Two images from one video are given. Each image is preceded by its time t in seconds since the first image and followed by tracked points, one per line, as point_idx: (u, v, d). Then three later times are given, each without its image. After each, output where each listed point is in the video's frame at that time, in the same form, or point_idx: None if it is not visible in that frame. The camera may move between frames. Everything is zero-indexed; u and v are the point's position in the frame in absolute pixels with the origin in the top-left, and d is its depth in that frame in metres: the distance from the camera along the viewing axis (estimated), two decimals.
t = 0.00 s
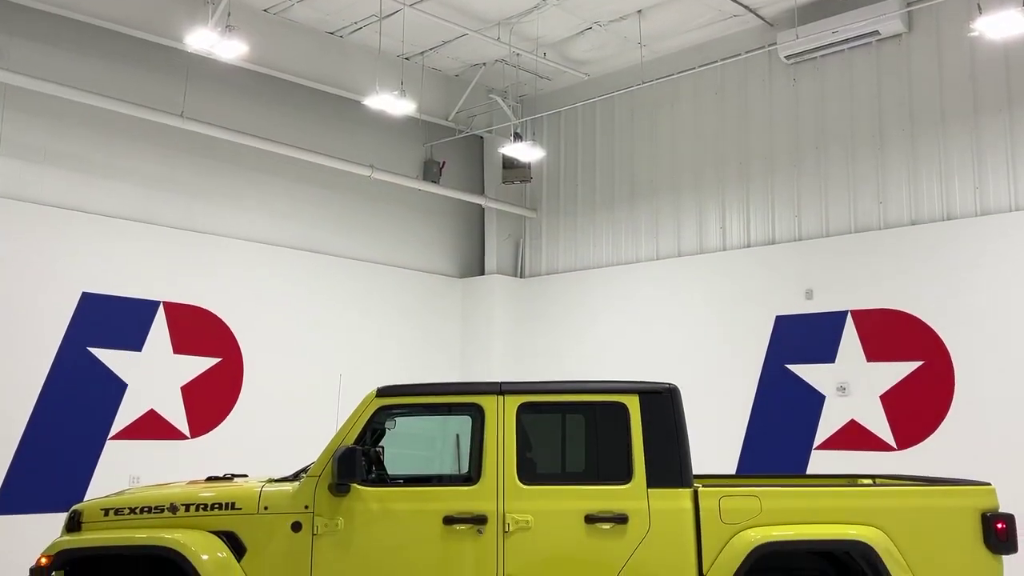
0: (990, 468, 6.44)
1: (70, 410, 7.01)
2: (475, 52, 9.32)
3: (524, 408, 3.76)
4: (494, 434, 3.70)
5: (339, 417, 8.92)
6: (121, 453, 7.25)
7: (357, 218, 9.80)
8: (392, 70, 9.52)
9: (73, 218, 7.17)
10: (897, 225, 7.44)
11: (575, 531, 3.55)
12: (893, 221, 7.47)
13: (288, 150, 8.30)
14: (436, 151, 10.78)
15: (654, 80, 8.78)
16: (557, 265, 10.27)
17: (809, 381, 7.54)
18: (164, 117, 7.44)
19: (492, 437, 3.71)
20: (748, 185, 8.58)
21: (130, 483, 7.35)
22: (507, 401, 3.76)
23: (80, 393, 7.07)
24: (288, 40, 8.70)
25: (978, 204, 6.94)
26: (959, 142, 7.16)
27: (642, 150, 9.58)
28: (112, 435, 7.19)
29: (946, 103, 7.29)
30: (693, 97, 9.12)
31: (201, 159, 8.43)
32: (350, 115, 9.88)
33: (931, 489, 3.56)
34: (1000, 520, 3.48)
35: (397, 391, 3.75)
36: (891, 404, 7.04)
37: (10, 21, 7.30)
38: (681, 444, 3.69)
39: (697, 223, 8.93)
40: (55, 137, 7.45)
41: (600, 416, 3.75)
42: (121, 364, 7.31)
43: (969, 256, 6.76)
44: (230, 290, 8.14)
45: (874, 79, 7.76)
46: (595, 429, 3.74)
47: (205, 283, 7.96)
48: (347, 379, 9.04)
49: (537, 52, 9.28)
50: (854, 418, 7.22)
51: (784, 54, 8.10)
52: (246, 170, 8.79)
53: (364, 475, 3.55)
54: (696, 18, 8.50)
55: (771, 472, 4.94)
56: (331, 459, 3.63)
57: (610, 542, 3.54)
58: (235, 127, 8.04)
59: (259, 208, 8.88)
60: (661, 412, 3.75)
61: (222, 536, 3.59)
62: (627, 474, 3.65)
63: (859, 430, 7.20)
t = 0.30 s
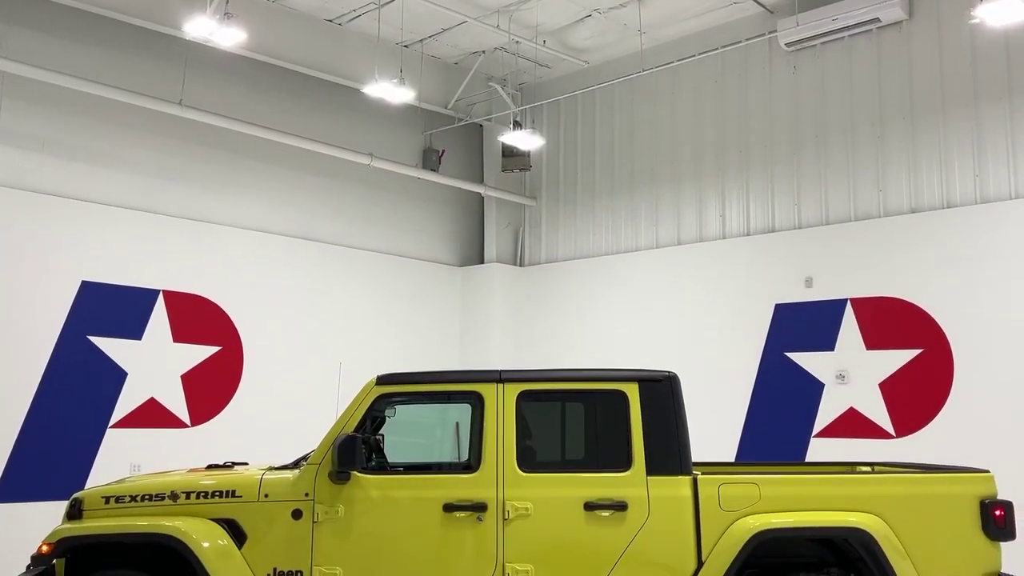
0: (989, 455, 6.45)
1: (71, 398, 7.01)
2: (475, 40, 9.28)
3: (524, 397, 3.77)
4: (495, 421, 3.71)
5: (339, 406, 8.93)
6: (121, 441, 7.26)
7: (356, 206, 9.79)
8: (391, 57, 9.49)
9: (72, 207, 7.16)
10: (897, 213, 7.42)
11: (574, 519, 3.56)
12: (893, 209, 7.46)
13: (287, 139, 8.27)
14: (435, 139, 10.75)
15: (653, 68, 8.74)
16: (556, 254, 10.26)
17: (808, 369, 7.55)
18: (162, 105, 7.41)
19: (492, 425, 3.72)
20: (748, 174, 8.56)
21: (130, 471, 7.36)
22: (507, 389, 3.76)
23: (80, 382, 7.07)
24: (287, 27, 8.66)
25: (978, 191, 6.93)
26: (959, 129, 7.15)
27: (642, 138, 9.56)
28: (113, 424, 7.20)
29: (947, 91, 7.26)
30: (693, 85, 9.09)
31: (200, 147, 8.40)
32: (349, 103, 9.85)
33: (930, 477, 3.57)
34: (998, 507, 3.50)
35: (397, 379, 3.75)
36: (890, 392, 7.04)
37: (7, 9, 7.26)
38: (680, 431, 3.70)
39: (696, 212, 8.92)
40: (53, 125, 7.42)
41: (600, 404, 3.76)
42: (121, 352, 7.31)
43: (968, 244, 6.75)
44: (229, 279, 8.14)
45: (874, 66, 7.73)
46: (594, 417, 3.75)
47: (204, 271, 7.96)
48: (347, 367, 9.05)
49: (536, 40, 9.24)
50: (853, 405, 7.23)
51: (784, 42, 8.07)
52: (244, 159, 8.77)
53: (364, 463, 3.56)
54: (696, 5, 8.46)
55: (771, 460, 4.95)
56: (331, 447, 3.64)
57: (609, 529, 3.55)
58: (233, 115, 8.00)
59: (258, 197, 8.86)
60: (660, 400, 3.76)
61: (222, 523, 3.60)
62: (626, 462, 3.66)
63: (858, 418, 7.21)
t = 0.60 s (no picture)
0: (987, 442, 6.46)
1: (71, 385, 7.01)
2: (474, 26, 9.23)
3: (524, 383, 3.77)
4: (494, 408, 3.71)
5: (339, 393, 8.95)
6: (122, 427, 7.27)
7: (355, 193, 9.76)
8: (390, 44, 9.43)
9: (71, 195, 7.14)
10: (897, 200, 7.41)
11: (574, 505, 3.57)
12: (892, 195, 7.45)
13: (286, 125, 8.24)
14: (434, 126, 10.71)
15: (653, 53, 8.70)
16: (556, 240, 10.25)
17: (808, 356, 7.55)
18: (160, 92, 7.37)
19: (492, 411, 3.72)
20: (748, 160, 8.54)
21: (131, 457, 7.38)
22: (507, 375, 3.77)
23: (80, 368, 7.07)
24: (285, 13, 8.60)
25: (978, 177, 6.91)
26: (959, 115, 7.11)
27: (642, 125, 9.53)
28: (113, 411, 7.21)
29: (947, 76, 7.23)
30: (693, 71, 9.06)
31: (198, 134, 8.37)
32: (348, 90, 9.81)
33: (930, 462, 3.59)
34: (997, 493, 3.54)
35: (397, 366, 3.76)
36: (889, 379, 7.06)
37: None
38: (679, 417, 3.71)
39: (696, 198, 8.90)
40: (52, 112, 7.39)
41: (599, 390, 3.77)
42: (121, 339, 7.31)
43: (969, 231, 6.74)
44: (228, 267, 8.13)
45: (874, 52, 7.70)
46: (594, 404, 3.76)
47: (203, 259, 7.95)
48: (346, 354, 9.06)
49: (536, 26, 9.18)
50: (851, 392, 7.25)
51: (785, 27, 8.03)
52: (244, 146, 8.74)
53: (363, 449, 3.56)
54: None
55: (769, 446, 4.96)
56: (330, 434, 3.64)
57: (609, 515, 3.56)
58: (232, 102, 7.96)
59: (257, 184, 8.84)
60: (660, 386, 3.76)
61: (223, 509, 3.61)
62: (626, 448, 3.67)
63: (857, 405, 7.23)
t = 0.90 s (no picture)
0: (985, 429, 6.47)
1: (71, 373, 7.01)
2: (473, 12, 9.17)
3: (523, 370, 3.78)
4: (494, 395, 3.72)
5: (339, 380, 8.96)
6: (122, 415, 7.28)
7: (354, 180, 9.73)
8: (389, 30, 9.38)
9: (69, 183, 7.11)
10: (896, 187, 7.40)
11: (574, 492, 3.58)
12: (892, 182, 7.43)
13: (285, 113, 8.21)
14: (433, 113, 10.66)
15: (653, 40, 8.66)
16: (555, 228, 10.23)
17: (807, 343, 7.56)
18: (158, 79, 7.33)
19: (492, 399, 3.73)
20: (748, 147, 8.52)
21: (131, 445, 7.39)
22: (506, 363, 3.77)
23: (80, 356, 7.07)
24: None
25: (978, 164, 6.90)
26: (960, 101, 7.09)
27: (642, 111, 9.50)
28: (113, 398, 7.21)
29: (948, 63, 7.20)
30: (693, 57, 9.02)
31: (197, 121, 8.34)
32: (347, 76, 9.76)
33: (930, 449, 3.60)
34: (996, 480, 3.55)
35: (397, 353, 3.76)
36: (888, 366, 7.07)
37: None
38: (678, 404, 3.72)
39: (696, 185, 8.89)
40: (49, 99, 7.35)
41: (599, 378, 3.77)
42: (120, 327, 7.31)
43: (969, 218, 6.72)
44: (227, 254, 8.12)
45: (875, 38, 7.66)
46: (594, 391, 3.76)
47: (202, 246, 7.94)
48: (346, 341, 9.06)
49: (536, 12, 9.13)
50: (851, 378, 7.25)
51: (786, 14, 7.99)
52: (242, 133, 8.71)
53: (363, 436, 3.56)
54: None
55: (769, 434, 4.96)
56: (330, 421, 3.65)
57: (609, 502, 3.57)
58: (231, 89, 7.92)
59: (256, 172, 8.81)
60: (660, 373, 3.77)
61: (223, 496, 3.62)
62: (625, 435, 3.68)
63: (856, 392, 7.24)
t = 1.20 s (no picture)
0: (984, 415, 6.48)
1: (70, 360, 7.01)
2: None
3: (523, 357, 3.78)
4: (494, 381, 3.72)
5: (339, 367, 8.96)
6: (122, 402, 7.29)
7: (353, 167, 9.71)
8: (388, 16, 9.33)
9: (67, 170, 7.08)
10: (896, 173, 7.38)
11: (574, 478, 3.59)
12: (893, 169, 7.41)
13: (284, 99, 8.18)
14: (433, 99, 10.62)
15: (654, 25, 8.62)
16: (555, 215, 10.21)
17: (807, 329, 7.56)
18: (157, 65, 7.30)
19: (492, 385, 3.73)
20: (748, 134, 8.49)
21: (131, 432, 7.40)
22: (506, 349, 3.77)
23: (79, 344, 7.07)
24: None
25: (979, 151, 6.87)
26: (960, 86, 7.05)
27: (641, 98, 9.47)
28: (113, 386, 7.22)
29: (949, 48, 7.16)
30: (693, 43, 8.98)
31: (195, 107, 8.30)
32: (346, 63, 9.72)
33: (928, 435, 3.61)
34: (994, 466, 3.56)
35: (397, 340, 3.76)
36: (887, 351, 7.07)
37: None
38: (678, 390, 3.72)
39: (696, 172, 8.86)
40: (47, 86, 7.31)
41: (598, 364, 3.78)
42: (120, 315, 7.31)
43: (971, 205, 6.70)
44: (226, 242, 8.11)
45: (875, 23, 7.63)
46: (593, 377, 3.77)
47: (201, 234, 7.93)
48: (346, 329, 9.06)
49: None
50: (850, 365, 7.26)
51: None
52: (241, 120, 8.68)
53: (363, 423, 3.57)
54: None
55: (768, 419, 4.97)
56: (330, 408, 3.65)
57: (609, 488, 3.58)
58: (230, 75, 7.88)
59: (255, 159, 8.79)
60: (660, 361, 3.77)
61: (224, 482, 3.63)
62: (625, 421, 3.68)
63: (855, 378, 7.25)
